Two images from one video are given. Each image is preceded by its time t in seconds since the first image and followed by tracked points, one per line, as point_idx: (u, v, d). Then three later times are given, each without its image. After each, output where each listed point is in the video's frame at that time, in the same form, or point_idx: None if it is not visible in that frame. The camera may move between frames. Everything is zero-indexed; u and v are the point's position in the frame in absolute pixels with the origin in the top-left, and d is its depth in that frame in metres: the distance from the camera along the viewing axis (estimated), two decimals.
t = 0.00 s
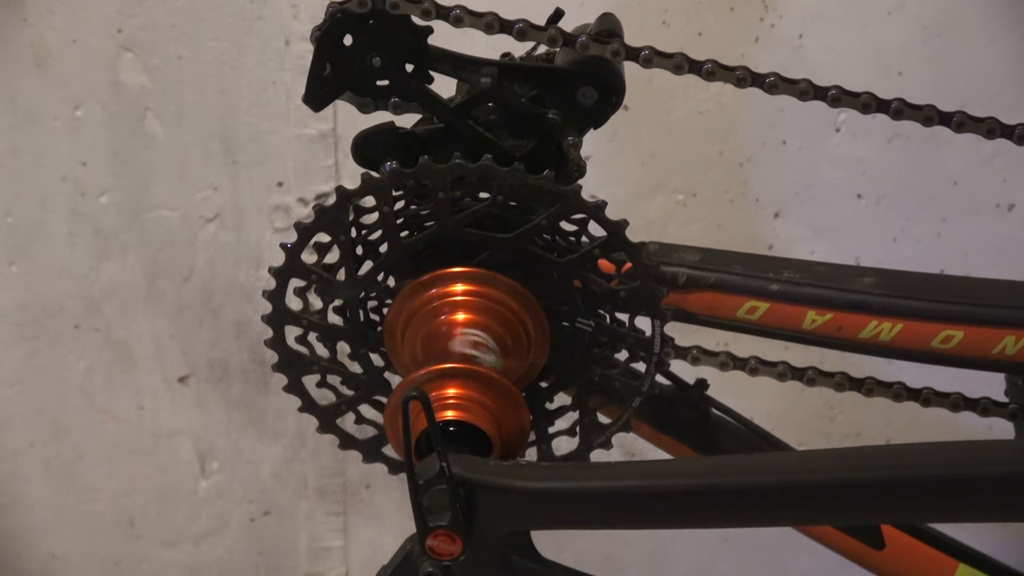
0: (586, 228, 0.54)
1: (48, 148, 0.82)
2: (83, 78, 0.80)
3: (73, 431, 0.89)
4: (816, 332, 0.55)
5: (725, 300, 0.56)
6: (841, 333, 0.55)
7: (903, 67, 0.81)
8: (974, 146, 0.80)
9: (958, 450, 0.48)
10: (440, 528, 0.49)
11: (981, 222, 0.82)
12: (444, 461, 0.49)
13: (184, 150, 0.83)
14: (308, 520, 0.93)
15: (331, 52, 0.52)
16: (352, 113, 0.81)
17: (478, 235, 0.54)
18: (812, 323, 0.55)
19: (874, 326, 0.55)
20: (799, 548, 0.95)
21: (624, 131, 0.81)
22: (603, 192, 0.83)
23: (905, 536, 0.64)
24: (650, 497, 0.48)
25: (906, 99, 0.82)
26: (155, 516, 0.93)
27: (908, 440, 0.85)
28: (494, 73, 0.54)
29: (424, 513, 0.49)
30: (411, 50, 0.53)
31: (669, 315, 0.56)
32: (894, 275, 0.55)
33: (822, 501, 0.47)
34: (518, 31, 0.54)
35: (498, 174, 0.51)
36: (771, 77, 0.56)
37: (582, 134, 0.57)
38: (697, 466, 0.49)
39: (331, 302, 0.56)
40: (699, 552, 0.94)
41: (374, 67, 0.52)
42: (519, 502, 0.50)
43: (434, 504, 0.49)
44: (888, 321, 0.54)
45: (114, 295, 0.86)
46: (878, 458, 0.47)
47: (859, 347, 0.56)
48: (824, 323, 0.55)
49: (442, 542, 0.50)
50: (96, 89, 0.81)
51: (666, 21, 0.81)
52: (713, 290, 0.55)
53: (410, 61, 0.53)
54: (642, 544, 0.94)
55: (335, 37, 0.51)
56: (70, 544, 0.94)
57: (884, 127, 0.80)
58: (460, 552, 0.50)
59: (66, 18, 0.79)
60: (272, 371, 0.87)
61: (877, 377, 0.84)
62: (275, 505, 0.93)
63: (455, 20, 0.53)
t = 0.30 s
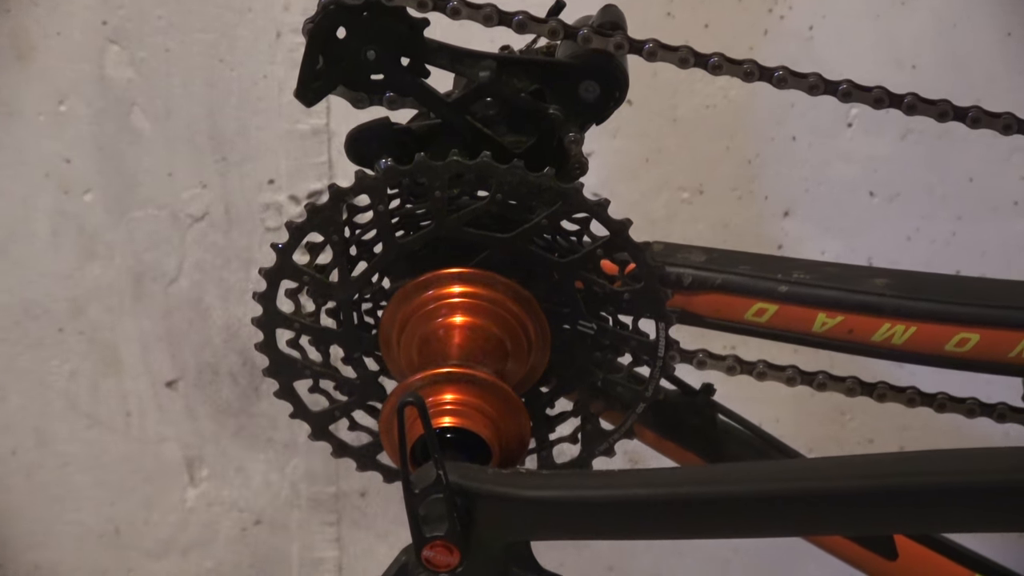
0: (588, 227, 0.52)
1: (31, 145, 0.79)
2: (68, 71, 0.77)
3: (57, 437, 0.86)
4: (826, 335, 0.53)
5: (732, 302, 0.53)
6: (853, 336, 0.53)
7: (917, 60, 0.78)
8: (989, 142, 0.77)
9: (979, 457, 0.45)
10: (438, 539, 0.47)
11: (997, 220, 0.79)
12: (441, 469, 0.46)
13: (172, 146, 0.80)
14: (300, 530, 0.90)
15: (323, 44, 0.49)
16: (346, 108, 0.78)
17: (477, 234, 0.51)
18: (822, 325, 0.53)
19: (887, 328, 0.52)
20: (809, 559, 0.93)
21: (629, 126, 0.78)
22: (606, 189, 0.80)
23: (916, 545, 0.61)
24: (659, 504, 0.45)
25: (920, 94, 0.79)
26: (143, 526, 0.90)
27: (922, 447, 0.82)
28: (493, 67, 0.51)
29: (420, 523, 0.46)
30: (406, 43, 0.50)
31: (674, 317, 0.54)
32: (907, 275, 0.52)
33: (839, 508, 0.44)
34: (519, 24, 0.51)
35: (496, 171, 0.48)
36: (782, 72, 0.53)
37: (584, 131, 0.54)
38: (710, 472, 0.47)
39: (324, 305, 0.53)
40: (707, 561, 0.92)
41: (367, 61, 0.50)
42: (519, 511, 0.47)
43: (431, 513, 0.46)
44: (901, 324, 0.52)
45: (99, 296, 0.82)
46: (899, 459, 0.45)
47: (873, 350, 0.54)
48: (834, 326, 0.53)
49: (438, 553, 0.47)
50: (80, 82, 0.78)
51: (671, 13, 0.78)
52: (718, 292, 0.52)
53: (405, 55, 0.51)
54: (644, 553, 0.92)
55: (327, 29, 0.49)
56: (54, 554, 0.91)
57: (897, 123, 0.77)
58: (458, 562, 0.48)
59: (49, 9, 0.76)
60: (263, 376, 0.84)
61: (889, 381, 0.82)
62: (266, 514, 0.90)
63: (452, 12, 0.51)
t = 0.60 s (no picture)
0: (591, 225, 0.49)
1: (14, 140, 0.76)
2: (51, 62, 0.75)
3: (42, 442, 0.83)
4: (836, 338, 0.50)
5: (740, 303, 0.50)
6: (863, 339, 0.50)
7: (931, 52, 0.75)
8: (1004, 137, 0.74)
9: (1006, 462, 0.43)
10: (435, 548, 0.44)
11: (1012, 219, 0.77)
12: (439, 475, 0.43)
13: (160, 141, 0.77)
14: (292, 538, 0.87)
15: (314, 35, 0.46)
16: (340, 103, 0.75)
17: (475, 232, 0.48)
18: (834, 328, 0.50)
19: (901, 330, 0.49)
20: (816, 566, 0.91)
21: (634, 120, 0.75)
22: (611, 186, 0.77)
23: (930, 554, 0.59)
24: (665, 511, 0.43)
25: (935, 88, 0.76)
26: (130, 533, 0.87)
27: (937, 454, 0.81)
28: (492, 59, 0.48)
29: (416, 532, 0.43)
30: (402, 35, 0.47)
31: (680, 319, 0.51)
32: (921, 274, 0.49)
33: (857, 512, 0.42)
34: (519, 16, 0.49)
35: (496, 166, 0.45)
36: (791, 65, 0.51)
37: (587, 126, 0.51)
38: (718, 478, 0.44)
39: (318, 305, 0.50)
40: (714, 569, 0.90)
41: (361, 53, 0.47)
42: (520, 519, 0.44)
43: (429, 521, 0.43)
44: (913, 326, 0.49)
45: (84, 297, 0.80)
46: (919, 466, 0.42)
47: (888, 353, 0.51)
48: (844, 328, 0.50)
49: (435, 562, 0.44)
50: (64, 74, 0.75)
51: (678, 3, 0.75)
52: (726, 292, 0.49)
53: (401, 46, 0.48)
54: (646, 561, 0.90)
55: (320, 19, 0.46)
56: (38, 563, 0.88)
57: (911, 117, 0.74)
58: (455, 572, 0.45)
59: None
60: (255, 379, 0.81)
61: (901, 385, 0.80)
62: (257, 522, 0.87)
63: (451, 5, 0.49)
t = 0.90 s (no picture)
0: (595, 222, 0.46)
1: None
2: (34, 54, 0.72)
3: (24, 449, 0.80)
4: (849, 340, 0.47)
5: (751, 304, 0.47)
6: (877, 341, 0.47)
7: (946, 44, 0.73)
8: None
9: None
10: (433, 556, 0.41)
11: None
12: (437, 480, 0.41)
13: (147, 137, 0.74)
14: (283, 550, 0.84)
15: (307, 25, 0.43)
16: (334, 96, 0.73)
17: (474, 231, 0.45)
18: (849, 329, 0.47)
19: (917, 332, 0.47)
20: None
21: (638, 114, 0.73)
22: (615, 183, 0.75)
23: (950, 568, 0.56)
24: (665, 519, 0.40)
25: (951, 80, 0.73)
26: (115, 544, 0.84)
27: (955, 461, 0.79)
28: (492, 51, 0.45)
29: (412, 538, 0.41)
30: (398, 26, 0.44)
31: (687, 320, 0.48)
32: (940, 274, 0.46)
33: (886, 520, 0.39)
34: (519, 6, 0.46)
35: (495, 162, 0.43)
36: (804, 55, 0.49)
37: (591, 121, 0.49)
38: (731, 483, 0.41)
39: (311, 306, 0.47)
40: None
41: (356, 44, 0.44)
42: (519, 529, 0.42)
43: (426, 528, 0.41)
44: (929, 327, 0.46)
45: (68, 299, 0.77)
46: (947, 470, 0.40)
47: (904, 356, 0.48)
48: (857, 330, 0.47)
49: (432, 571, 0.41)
50: (47, 67, 0.72)
51: None
52: (736, 292, 0.47)
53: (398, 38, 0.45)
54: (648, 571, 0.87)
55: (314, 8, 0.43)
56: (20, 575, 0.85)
57: (926, 111, 0.72)
58: None
59: None
60: (245, 383, 0.78)
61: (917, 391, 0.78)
62: (246, 532, 0.84)
63: None
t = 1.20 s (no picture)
0: (597, 220, 0.43)
1: None
2: (16, 46, 0.69)
3: (6, 455, 0.78)
4: (861, 343, 0.45)
5: (759, 306, 0.45)
6: (886, 344, 0.45)
7: (962, 35, 0.70)
8: None
9: None
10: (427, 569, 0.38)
11: None
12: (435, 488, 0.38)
13: (132, 132, 0.72)
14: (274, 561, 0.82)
15: (298, 15, 0.41)
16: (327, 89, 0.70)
17: (472, 231, 0.43)
18: (859, 332, 0.45)
19: (933, 335, 0.44)
20: None
21: (644, 109, 0.70)
22: (619, 180, 0.72)
23: None
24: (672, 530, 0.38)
25: (967, 74, 0.71)
26: (101, 553, 0.82)
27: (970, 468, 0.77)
28: (490, 43, 0.42)
29: (408, 548, 0.38)
30: (392, 15, 0.41)
31: (693, 323, 0.45)
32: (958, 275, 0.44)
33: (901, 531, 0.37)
34: None
35: (494, 159, 0.40)
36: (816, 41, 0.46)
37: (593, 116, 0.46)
38: (745, 492, 0.39)
39: (303, 307, 0.45)
40: None
41: (348, 35, 0.41)
42: (519, 541, 0.39)
43: (422, 538, 0.38)
44: (944, 329, 0.44)
45: (51, 300, 0.74)
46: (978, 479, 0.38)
47: (920, 360, 0.45)
48: (870, 332, 0.45)
49: None
50: (29, 59, 0.69)
51: None
52: (741, 293, 0.44)
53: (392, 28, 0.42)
54: None
55: None
56: None
57: (941, 106, 0.69)
58: None
59: None
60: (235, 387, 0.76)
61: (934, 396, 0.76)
62: (236, 541, 0.82)
63: None
